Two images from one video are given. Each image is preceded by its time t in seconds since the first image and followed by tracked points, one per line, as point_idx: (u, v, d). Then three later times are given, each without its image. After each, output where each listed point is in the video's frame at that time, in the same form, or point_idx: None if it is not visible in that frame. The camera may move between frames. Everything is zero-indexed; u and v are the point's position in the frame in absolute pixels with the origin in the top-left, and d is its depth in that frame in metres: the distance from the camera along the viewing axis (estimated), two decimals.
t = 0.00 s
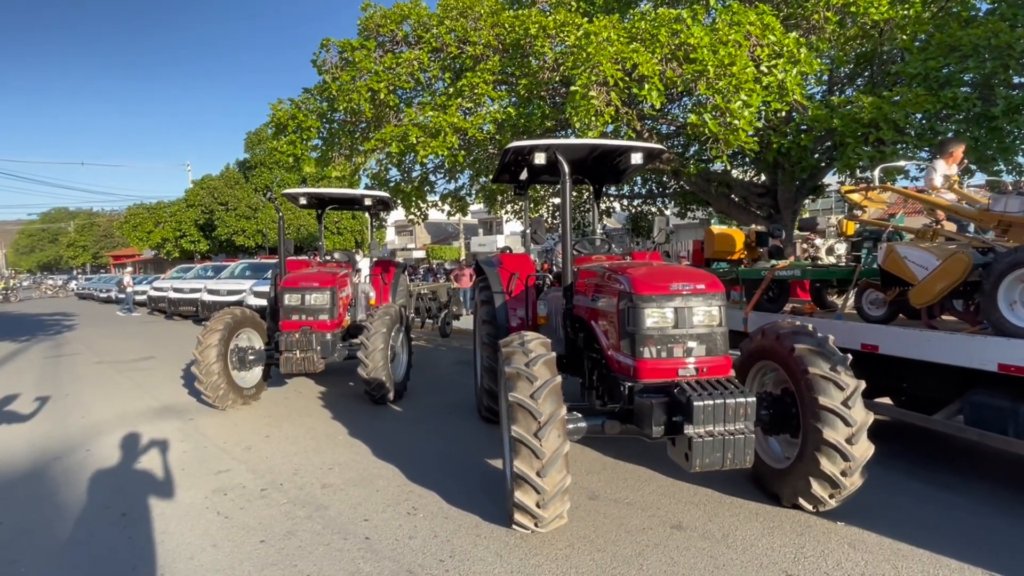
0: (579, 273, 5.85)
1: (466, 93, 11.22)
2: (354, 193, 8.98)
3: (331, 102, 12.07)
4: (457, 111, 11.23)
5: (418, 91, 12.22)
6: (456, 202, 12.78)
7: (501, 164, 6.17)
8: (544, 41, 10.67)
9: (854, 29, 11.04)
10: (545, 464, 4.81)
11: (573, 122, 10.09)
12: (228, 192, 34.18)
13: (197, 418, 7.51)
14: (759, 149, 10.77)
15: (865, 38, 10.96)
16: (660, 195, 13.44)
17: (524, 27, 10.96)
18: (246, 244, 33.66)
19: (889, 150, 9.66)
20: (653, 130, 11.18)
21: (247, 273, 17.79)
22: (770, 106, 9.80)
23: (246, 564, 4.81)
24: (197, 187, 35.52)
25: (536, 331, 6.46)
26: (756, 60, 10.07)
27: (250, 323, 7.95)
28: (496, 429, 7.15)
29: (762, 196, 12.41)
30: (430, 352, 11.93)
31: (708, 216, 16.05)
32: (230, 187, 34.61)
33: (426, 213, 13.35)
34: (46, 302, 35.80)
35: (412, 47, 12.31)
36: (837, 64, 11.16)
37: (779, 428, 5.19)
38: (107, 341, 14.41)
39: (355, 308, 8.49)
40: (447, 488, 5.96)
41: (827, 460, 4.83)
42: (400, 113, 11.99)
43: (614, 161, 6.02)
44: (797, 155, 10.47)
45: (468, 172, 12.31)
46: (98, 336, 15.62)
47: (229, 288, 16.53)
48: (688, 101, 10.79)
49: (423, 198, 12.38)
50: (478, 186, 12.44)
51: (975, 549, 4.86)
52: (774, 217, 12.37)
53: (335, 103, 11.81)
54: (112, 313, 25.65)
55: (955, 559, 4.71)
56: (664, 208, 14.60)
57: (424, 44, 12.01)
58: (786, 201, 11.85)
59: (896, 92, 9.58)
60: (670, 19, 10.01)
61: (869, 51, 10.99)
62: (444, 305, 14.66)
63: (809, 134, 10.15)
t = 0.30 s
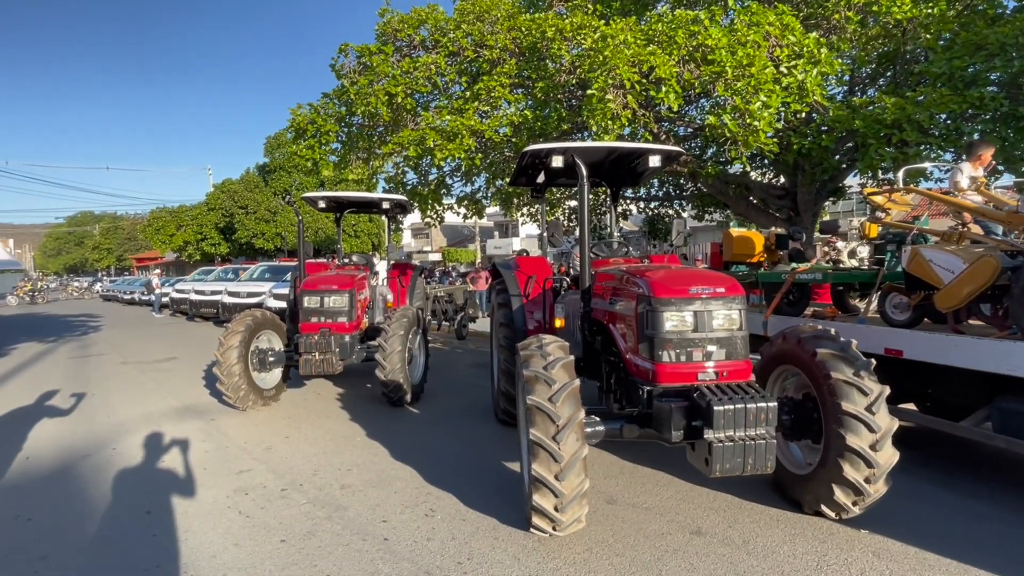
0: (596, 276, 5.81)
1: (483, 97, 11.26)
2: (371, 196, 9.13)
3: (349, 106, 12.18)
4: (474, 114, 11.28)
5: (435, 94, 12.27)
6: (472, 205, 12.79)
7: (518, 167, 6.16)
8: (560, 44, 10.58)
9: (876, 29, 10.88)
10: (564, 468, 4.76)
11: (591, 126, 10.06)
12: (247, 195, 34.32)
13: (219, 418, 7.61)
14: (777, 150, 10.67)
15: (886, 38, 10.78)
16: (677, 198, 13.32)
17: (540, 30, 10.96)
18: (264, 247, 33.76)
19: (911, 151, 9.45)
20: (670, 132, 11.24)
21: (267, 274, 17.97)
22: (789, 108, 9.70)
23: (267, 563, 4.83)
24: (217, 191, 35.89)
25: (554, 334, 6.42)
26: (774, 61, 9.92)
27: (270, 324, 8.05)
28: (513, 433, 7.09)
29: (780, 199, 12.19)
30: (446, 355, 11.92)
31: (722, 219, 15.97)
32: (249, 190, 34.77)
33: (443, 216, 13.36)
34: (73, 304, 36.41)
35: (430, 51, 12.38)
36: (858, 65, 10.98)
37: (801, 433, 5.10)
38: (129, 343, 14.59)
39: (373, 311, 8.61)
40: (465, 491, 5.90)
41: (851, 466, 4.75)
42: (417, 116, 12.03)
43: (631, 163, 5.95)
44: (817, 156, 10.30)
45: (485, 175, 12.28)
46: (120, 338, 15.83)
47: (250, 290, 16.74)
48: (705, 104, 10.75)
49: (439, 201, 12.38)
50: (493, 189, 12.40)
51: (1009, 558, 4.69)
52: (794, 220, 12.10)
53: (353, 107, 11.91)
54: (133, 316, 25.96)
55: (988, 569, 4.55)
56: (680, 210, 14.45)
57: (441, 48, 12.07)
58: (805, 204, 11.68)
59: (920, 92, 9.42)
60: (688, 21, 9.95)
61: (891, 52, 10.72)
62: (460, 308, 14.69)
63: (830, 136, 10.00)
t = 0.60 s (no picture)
0: (623, 279, 5.37)
1: (499, 86, 10.87)
2: (380, 194, 8.82)
3: (356, 97, 11.82)
4: (490, 105, 10.90)
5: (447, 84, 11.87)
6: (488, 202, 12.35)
7: (539, 161, 5.76)
8: (583, 28, 10.25)
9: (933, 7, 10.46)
10: (590, 487, 4.34)
11: (617, 118, 9.66)
12: (247, 193, 31.90)
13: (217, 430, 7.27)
14: (823, 142, 10.24)
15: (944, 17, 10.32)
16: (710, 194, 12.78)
17: (561, 14, 10.55)
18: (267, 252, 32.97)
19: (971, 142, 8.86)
20: (702, 122, 10.65)
21: (268, 277, 17.54)
22: (836, 94, 9.32)
23: None
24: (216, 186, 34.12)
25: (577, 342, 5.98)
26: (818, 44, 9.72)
27: (273, 331, 7.69)
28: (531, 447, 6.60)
29: (824, 194, 11.70)
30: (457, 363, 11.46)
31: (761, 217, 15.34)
32: (249, 187, 32.20)
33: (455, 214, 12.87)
34: (78, 308, 36.03)
35: (442, 37, 12.07)
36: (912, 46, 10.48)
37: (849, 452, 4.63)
38: (128, 350, 14.19)
39: (381, 316, 8.26)
40: (480, 509, 5.39)
41: (905, 490, 4.27)
42: (428, 107, 11.56)
43: (661, 157, 5.54)
44: (866, 147, 9.84)
45: (500, 169, 11.78)
46: (118, 344, 15.41)
47: (250, 294, 16.39)
48: (741, 90, 10.33)
49: (451, 197, 11.91)
50: (510, 185, 11.90)
51: None
52: (839, 216, 11.66)
53: (360, 97, 11.54)
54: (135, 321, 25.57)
55: None
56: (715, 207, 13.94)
57: (455, 34, 11.71)
58: (855, 200, 11.21)
59: (981, 78, 8.90)
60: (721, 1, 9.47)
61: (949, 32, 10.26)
62: (474, 313, 14.21)
63: (880, 126, 9.57)
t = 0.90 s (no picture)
0: (654, 283, 5.02)
1: (517, 76, 10.59)
2: (392, 191, 8.56)
3: (366, 89, 11.57)
4: (508, 96, 10.62)
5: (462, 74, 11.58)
6: (506, 199, 12.01)
7: (563, 156, 5.45)
8: (608, 15, 9.91)
9: None
10: (619, 507, 3.98)
11: (645, 108, 9.27)
12: (250, 190, 31.51)
13: (220, 442, 6.95)
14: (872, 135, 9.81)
15: None
16: (747, 189, 12.36)
17: None
18: (273, 253, 32.68)
19: None
20: (737, 114, 10.43)
21: (272, 280, 17.24)
22: (885, 82, 8.93)
23: None
24: (219, 184, 33.54)
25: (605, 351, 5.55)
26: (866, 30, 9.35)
27: (278, 337, 7.38)
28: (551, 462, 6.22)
29: (870, 190, 11.31)
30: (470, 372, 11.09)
31: (802, 216, 14.89)
32: (253, 184, 31.74)
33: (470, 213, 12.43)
34: (80, 311, 35.69)
35: (456, 24, 11.79)
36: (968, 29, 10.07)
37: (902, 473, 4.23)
38: (130, 357, 13.88)
39: (393, 321, 7.94)
40: (499, 530, 5.00)
41: (965, 515, 3.87)
42: (443, 99, 11.24)
43: (695, 152, 5.22)
44: (919, 142, 9.39)
45: (519, 167, 11.43)
46: (120, 351, 15.10)
47: (253, 299, 16.17)
48: (781, 78, 10.04)
49: (467, 194, 11.55)
50: (530, 182, 11.53)
51: None
52: (888, 215, 11.24)
53: (370, 88, 11.27)
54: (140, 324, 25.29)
55: None
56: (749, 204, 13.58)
57: (471, 21, 11.41)
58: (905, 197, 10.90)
59: None
60: None
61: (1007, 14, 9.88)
62: (491, 319, 13.85)
63: (935, 117, 9.09)
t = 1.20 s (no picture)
0: (683, 287, 4.78)
1: (538, 70, 10.41)
2: (407, 190, 8.36)
3: (380, 84, 11.40)
4: (528, 90, 10.42)
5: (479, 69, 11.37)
6: (525, 198, 11.75)
7: (586, 153, 5.27)
8: (634, 5, 9.79)
9: None
10: (648, 524, 3.74)
11: (672, 103, 9.05)
12: (259, 190, 31.46)
13: (230, 451, 6.76)
14: (914, 130, 9.47)
15: None
16: (781, 188, 11.99)
17: None
18: (282, 254, 32.56)
19: None
20: (770, 108, 10.17)
21: (283, 283, 17.07)
22: (930, 74, 8.60)
23: None
24: (228, 184, 33.81)
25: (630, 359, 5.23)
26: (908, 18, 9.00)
27: (290, 342, 7.18)
28: (572, 475, 5.98)
29: (913, 189, 11.01)
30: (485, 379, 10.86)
31: (841, 215, 14.63)
32: (262, 184, 31.73)
33: (487, 213, 12.10)
34: (88, 315, 35.64)
35: (473, 16, 11.53)
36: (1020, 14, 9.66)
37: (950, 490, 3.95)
38: (139, 362, 13.73)
39: (408, 327, 7.73)
40: (519, 547, 4.77)
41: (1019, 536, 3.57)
42: (459, 94, 11.04)
43: (726, 148, 5.00)
44: (964, 136, 9.09)
45: (539, 165, 11.21)
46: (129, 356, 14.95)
47: (263, 303, 16.08)
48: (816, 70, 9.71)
49: (485, 193, 11.33)
50: (550, 180, 11.28)
51: None
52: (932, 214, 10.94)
53: (384, 83, 11.11)
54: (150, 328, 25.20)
55: None
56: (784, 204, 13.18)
57: (490, 14, 11.21)
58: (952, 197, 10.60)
59: None
60: None
61: None
62: (510, 324, 13.57)
63: (983, 110, 8.76)
